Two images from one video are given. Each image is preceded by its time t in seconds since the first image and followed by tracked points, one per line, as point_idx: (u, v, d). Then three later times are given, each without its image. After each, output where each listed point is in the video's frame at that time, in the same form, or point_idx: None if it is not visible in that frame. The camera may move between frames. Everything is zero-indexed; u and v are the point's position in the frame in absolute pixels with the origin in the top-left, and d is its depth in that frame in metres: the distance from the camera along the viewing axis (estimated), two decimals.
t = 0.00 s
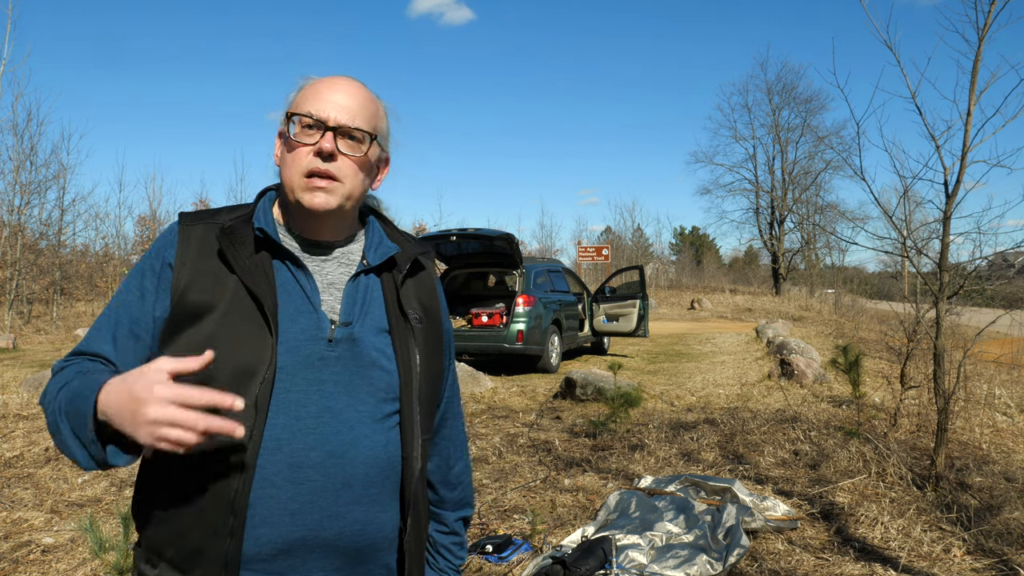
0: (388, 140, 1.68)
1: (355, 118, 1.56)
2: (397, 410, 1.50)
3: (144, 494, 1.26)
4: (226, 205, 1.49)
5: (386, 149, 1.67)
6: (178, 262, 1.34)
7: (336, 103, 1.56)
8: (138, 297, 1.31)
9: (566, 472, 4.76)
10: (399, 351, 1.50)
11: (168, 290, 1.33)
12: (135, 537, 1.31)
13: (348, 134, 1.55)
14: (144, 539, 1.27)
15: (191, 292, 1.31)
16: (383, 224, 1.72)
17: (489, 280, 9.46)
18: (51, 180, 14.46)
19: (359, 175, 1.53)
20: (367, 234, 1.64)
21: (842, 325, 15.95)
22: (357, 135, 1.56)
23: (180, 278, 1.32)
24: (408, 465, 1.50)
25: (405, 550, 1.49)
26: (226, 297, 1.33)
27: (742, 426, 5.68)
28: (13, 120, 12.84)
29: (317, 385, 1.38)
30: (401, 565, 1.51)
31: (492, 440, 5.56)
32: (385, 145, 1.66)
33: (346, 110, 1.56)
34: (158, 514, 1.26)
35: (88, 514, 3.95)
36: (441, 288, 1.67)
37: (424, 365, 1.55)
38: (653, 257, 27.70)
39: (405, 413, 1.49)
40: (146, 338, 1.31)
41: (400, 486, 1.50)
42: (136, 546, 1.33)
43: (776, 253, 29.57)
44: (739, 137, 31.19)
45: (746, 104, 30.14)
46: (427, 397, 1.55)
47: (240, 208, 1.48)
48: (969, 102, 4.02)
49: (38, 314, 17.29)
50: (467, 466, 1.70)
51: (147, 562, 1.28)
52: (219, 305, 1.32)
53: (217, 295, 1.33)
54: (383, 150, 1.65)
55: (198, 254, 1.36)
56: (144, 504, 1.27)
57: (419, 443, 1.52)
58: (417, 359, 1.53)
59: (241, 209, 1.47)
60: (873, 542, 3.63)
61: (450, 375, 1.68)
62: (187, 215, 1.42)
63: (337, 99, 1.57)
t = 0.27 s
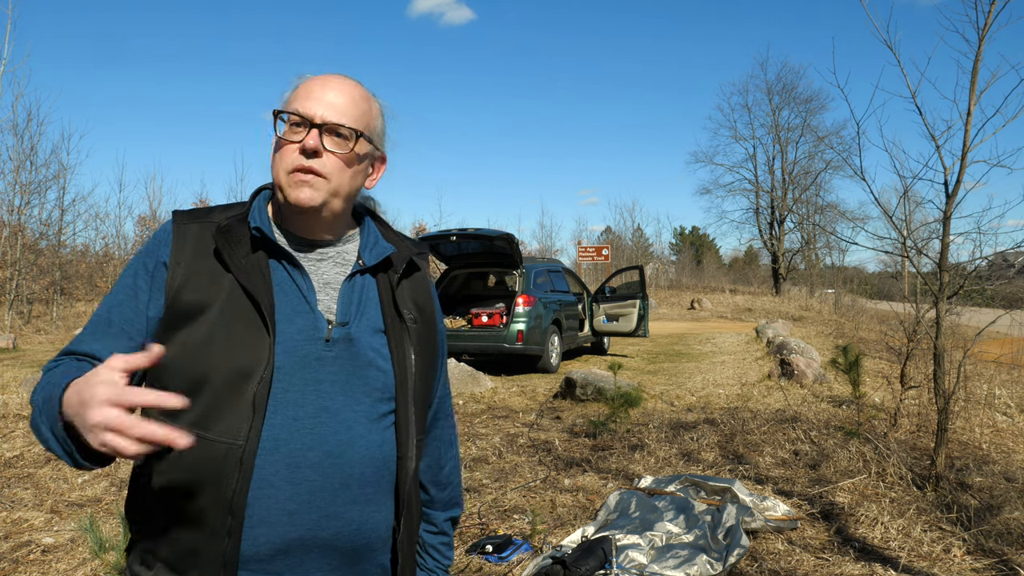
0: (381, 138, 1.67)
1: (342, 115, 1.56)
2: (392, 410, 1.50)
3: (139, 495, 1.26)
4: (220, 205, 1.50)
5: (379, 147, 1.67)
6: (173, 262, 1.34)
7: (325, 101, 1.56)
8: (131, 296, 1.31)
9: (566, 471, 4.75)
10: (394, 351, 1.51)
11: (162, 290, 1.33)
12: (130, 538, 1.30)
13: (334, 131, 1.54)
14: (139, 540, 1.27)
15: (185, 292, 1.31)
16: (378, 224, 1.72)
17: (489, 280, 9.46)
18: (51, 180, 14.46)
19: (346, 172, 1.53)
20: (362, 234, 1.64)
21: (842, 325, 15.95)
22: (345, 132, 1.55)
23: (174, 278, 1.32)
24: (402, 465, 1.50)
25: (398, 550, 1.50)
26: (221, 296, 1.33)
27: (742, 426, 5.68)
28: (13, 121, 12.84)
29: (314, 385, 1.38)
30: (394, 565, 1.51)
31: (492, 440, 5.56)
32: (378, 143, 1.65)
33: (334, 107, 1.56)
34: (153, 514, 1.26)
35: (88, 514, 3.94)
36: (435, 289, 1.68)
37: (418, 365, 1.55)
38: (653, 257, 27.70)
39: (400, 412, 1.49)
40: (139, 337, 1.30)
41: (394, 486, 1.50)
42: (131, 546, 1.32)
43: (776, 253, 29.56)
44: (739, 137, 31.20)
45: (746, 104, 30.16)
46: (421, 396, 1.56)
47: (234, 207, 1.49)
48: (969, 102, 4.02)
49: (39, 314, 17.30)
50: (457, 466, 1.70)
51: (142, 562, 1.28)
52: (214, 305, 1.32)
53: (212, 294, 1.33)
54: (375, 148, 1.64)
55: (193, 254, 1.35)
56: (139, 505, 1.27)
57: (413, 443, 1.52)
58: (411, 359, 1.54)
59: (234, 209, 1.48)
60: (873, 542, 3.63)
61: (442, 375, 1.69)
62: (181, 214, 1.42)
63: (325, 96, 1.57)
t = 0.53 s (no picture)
0: (378, 137, 1.68)
1: (342, 111, 1.57)
2: (389, 409, 1.50)
3: (136, 495, 1.26)
4: (217, 204, 1.50)
5: (376, 146, 1.67)
6: (169, 262, 1.34)
7: (325, 98, 1.57)
8: (128, 296, 1.31)
9: (567, 472, 4.75)
10: (391, 351, 1.51)
11: (159, 291, 1.33)
12: (128, 538, 1.30)
13: (334, 126, 1.55)
14: (137, 540, 1.27)
15: (183, 291, 1.31)
16: (374, 225, 1.72)
17: (489, 280, 9.46)
18: (51, 180, 14.46)
19: (345, 167, 1.53)
20: (358, 234, 1.63)
21: (842, 325, 15.95)
22: (344, 127, 1.56)
23: (171, 278, 1.32)
24: (400, 464, 1.50)
25: (396, 550, 1.50)
26: (218, 296, 1.33)
27: (742, 426, 5.67)
28: (13, 121, 12.85)
29: (312, 384, 1.38)
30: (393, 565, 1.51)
31: (492, 440, 5.56)
32: (375, 141, 1.66)
33: (334, 103, 1.57)
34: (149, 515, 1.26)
35: (88, 514, 3.94)
36: (431, 289, 1.68)
37: (416, 364, 1.55)
38: (653, 257, 27.70)
39: (398, 412, 1.49)
40: (137, 337, 1.30)
41: (392, 485, 1.50)
42: (128, 546, 1.32)
43: (776, 253, 29.56)
44: (739, 137, 31.19)
45: (746, 105, 30.19)
46: (419, 396, 1.56)
47: (231, 206, 1.48)
48: (969, 102, 4.02)
49: (39, 314, 17.31)
50: (454, 467, 1.70)
51: (139, 562, 1.28)
52: (211, 305, 1.32)
53: (209, 294, 1.33)
54: (373, 146, 1.65)
55: (190, 254, 1.36)
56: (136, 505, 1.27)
57: (411, 443, 1.52)
58: (409, 359, 1.54)
59: (232, 207, 1.48)
60: (873, 542, 3.63)
61: (439, 376, 1.69)
62: (178, 215, 1.42)
63: (325, 93, 1.58)
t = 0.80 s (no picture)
0: (376, 138, 1.68)
1: (343, 113, 1.57)
2: (389, 406, 1.50)
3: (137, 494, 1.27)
4: (217, 205, 1.50)
5: (374, 148, 1.68)
6: (170, 263, 1.34)
7: (325, 100, 1.57)
8: (130, 298, 1.31)
9: (566, 471, 4.76)
10: (389, 348, 1.51)
11: (160, 291, 1.33)
12: (129, 536, 1.31)
13: (336, 129, 1.55)
14: (138, 537, 1.28)
15: (183, 291, 1.31)
16: (372, 225, 1.72)
17: (489, 280, 9.46)
18: (51, 180, 14.47)
19: (347, 169, 1.53)
20: (357, 234, 1.64)
21: (842, 325, 15.95)
22: (346, 130, 1.56)
23: (171, 278, 1.32)
24: (400, 461, 1.50)
25: (396, 546, 1.50)
26: (218, 295, 1.33)
27: (742, 426, 5.68)
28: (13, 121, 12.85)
29: (311, 381, 1.38)
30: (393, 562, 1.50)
31: (492, 440, 5.56)
32: (374, 142, 1.66)
33: (335, 106, 1.57)
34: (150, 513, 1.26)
35: (88, 514, 3.94)
36: (429, 288, 1.68)
37: (414, 362, 1.55)
38: (652, 257, 27.70)
39: (397, 408, 1.49)
40: (138, 338, 1.30)
41: (392, 482, 1.50)
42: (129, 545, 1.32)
43: (776, 253, 29.56)
44: (739, 137, 31.17)
45: (746, 105, 30.20)
46: (417, 393, 1.56)
47: (231, 207, 1.48)
48: (969, 103, 4.02)
49: (39, 314, 17.32)
50: (452, 465, 1.70)
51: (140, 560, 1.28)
52: (211, 304, 1.32)
53: (209, 293, 1.33)
54: (371, 148, 1.65)
55: (190, 254, 1.36)
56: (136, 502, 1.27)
57: (410, 439, 1.52)
58: (407, 356, 1.54)
59: (232, 209, 1.48)
60: (873, 542, 3.63)
61: (438, 375, 1.69)
62: (178, 215, 1.42)
63: (326, 96, 1.58)
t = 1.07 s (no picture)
0: (377, 140, 1.68)
1: (343, 117, 1.57)
2: (393, 403, 1.50)
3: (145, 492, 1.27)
4: (220, 208, 1.50)
5: (375, 149, 1.67)
6: (176, 263, 1.34)
7: (325, 104, 1.57)
8: (137, 300, 1.31)
9: (566, 472, 4.76)
10: (393, 347, 1.51)
11: (166, 292, 1.33)
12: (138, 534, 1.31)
13: (336, 133, 1.55)
14: (147, 535, 1.28)
15: (189, 291, 1.31)
16: (374, 225, 1.72)
17: (489, 280, 9.46)
18: (51, 180, 14.47)
19: (347, 173, 1.53)
20: (359, 234, 1.64)
21: (842, 325, 15.95)
22: (346, 134, 1.56)
23: (178, 278, 1.32)
24: (404, 457, 1.50)
25: (402, 542, 1.49)
26: (224, 295, 1.33)
27: (742, 426, 5.68)
28: (12, 121, 12.85)
29: (316, 378, 1.38)
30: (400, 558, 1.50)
31: (492, 440, 5.56)
32: (374, 145, 1.66)
33: (334, 110, 1.57)
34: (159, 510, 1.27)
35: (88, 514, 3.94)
36: (431, 287, 1.68)
37: (417, 359, 1.55)
38: (652, 257, 27.69)
39: (401, 405, 1.49)
40: (145, 338, 1.30)
41: (397, 478, 1.50)
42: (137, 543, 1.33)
43: (776, 253, 29.56)
44: (739, 137, 31.15)
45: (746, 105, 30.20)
46: (421, 390, 1.56)
47: (235, 210, 1.48)
48: (968, 103, 4.02)
49: (38, 314, 17.33)
50: (456, 461, 1.70)
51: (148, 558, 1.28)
52: (217, 304, 1.32)
53: (215, 294, 1.33)
54: (371, 150, 1.65)
55: (196, 254, 1.36)
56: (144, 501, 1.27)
57: (414, 436, 1.52)
58: (410, 354, 1.54)
59: (236, 211, 1.48)
60: (873, 542, 3.63)
61: (440, 372, 1.69)
62: (183, 216, 1.42)
63: (326, 100, 1.58)
